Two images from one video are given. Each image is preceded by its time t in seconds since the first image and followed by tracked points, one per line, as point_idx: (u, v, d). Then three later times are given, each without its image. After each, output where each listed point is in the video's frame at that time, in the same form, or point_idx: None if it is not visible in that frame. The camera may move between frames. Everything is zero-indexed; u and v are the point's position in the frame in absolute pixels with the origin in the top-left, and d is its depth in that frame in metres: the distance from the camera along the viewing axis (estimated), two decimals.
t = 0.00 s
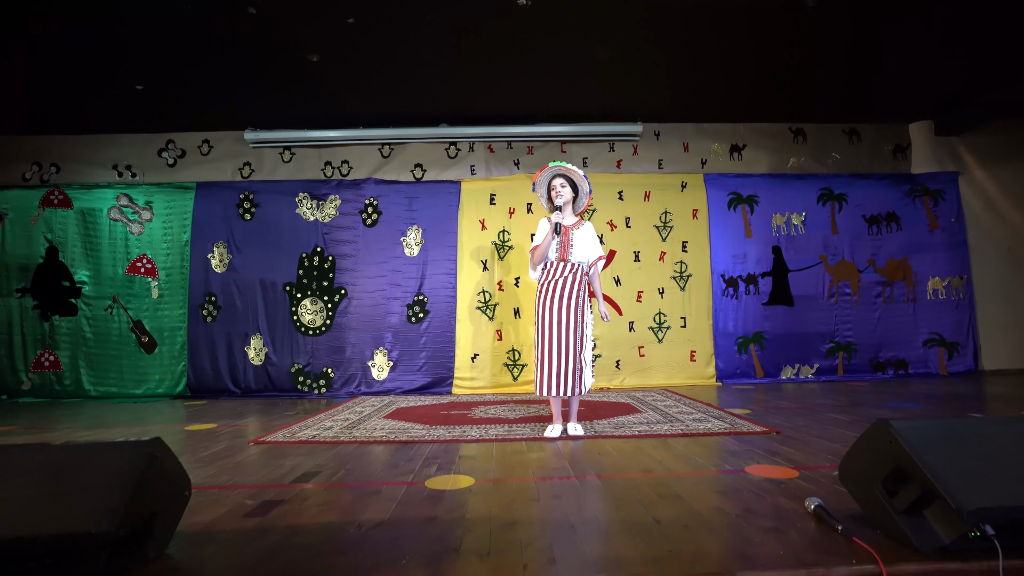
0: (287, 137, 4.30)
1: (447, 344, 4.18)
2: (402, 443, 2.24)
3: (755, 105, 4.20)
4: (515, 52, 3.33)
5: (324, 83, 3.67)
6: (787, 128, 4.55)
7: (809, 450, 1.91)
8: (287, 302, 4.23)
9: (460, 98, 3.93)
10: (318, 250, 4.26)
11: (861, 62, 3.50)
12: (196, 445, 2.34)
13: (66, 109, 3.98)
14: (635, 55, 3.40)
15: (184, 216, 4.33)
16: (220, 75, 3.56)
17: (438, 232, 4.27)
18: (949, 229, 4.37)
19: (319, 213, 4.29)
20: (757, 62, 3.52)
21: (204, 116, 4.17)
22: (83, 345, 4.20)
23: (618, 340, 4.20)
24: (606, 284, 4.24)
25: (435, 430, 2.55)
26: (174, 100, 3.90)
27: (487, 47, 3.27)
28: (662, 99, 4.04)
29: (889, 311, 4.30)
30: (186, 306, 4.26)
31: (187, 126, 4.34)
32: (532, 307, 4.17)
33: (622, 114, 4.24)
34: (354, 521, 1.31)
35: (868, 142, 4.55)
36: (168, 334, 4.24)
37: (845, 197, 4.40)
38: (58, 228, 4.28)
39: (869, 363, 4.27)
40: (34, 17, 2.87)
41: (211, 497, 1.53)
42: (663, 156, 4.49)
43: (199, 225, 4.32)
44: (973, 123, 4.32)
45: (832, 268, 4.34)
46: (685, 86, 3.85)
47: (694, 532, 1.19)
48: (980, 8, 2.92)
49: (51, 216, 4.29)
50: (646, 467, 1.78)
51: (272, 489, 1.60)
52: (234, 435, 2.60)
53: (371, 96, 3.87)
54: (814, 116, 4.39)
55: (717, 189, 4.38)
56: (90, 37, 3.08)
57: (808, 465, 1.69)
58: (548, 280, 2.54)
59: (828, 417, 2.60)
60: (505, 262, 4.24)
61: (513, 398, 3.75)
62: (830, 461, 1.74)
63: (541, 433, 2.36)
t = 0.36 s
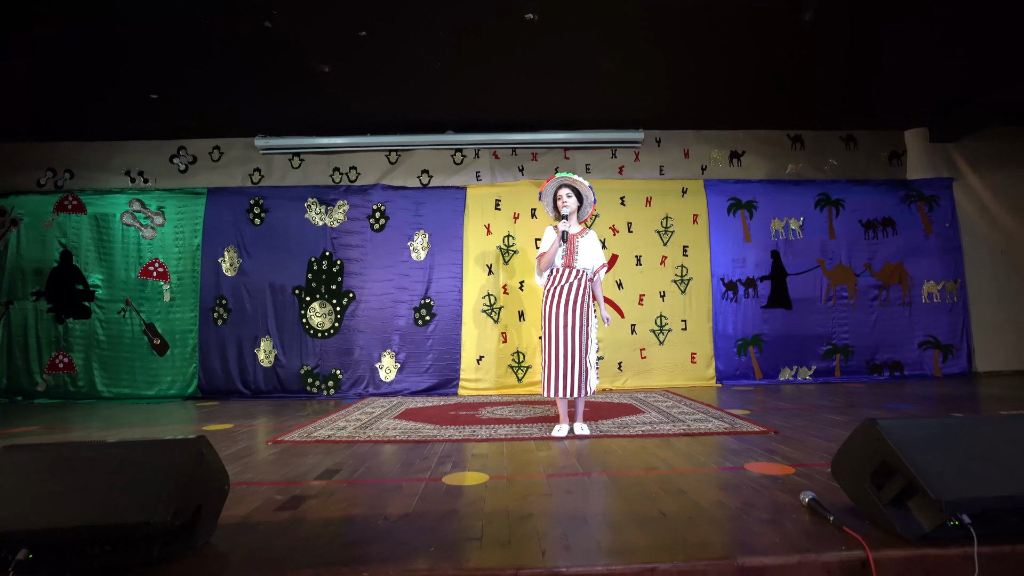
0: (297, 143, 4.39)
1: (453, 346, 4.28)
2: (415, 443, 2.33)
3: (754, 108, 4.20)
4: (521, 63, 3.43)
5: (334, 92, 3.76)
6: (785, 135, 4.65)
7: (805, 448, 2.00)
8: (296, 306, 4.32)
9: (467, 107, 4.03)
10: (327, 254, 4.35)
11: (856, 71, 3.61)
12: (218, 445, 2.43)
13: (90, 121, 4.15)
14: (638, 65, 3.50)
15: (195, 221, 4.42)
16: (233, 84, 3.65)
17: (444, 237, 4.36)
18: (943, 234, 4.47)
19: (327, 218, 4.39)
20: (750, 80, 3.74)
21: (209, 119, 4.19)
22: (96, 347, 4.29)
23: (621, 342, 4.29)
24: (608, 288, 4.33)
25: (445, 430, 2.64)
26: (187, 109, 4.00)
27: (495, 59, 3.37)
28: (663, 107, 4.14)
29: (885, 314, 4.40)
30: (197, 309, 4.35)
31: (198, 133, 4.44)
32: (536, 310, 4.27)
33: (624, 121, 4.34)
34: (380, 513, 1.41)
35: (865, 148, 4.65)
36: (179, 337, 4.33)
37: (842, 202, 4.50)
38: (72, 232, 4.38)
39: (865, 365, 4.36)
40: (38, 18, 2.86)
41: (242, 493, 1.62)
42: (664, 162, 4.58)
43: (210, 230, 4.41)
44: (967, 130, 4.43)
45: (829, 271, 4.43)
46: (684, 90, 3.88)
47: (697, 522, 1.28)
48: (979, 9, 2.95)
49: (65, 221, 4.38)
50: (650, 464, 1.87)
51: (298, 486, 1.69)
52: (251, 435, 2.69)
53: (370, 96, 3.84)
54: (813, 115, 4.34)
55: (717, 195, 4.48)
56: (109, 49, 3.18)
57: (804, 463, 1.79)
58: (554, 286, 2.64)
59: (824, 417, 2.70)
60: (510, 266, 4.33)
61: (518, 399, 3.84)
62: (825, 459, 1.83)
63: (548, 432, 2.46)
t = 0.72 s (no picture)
0: (302, 151, 4.51)
1: (455, 348, 4.39)
2: (421, 441, 2.45)
3: (748, 115, 4.32)
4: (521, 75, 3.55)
5: (339, 102, 3.88)
6: (779, 141, 4.77)
7: (791, 445, 2.12)
8: (302, 309, 4.43)
9: (468, 115, 4.15)
10: (332, 259, 4.46)
11: (844, 80, 3.73)
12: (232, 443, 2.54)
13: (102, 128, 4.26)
14: (634, 76, 3.61)
15: (204, 226, 4.54)
16: (241, 95, 3.77)
17: (446, 241, 4.48)
18: (933, 238, 4.59)
19: (333, 223, 4.50)
20: (744, 89, 3.85)
21: (217, 127, 4.29)
22: (107, 350, 4.40)
23: (619, 344, 4.40)
24: (606, 291, 4.44)
25: (449, 429, 2.75)
26: (196, 118, 4.11)
27: (495, 71, 3.49)
28: (659, 115, 4.26)
29: (876, 316, 4.51)
30: (205, 312, 4.46)
31: (207, 140, 4.55)
32: (536, 312, 4.38)
33: (621, 129, 4.46)
34: (393, 504, 1.53)
35: (856, 154, 4.77)
36: (188, 339, 4.44)
37: (834, 207, 4.62)
38: (83, 237, 4.49)
39: (857, 365, 4.48)
40: (52, 29, 2.95)
41: (261, 487, 1.74)
42: (660, 168, 4.70)
43: (218, 235, 4.52)
44: (955, 137, 4.55)
45: (822, 275, 4.55)
46: (680, 99, 4.00)
47: (685, 511, 1.40)
48: (964, 20, 3.05)
49: (76, 226, 4.50)
50: (645, 460, 1.99)
51: (313, 480, 1.80)
52: (263, 434, 2.81)
53: (374, 105, 3.95)
54: (811, 119, 4.40)
55: (712, 200, 4.60)
56: (125, 62, 3.29)
57: (788, 458, 1.90)
58: (553, 291, 2.76)
59: (813, 416, 2.81)
60: (510, 270, 4.44)
61: (518, 400, 3.95)
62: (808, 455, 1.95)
63: (549, 431, 2.57)
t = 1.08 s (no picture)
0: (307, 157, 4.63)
1: (456, 348, 4.51)
2: (424, 437, 2.57)
3: (740, 123, 4.45)
4: (519, 86, 3.68)
5: (343, 110, 4.01)
6: (771, 147, 4.89)
7: (774, 440, 2.24)
8: (307, 310, 4.55)
9: (468, 123, 4.27)
10: (336, 262, 4.58)
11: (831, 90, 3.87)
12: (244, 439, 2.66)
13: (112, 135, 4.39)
14: (628, 86, 3.74)
15: (211, 230, 4.66)
16: (249, 104, 3.90)
17: (447, 245, 4.60)
18: (920, 242, 4.72)
19: (336, 227, 4.63)
20: (735, 98, 3.99)
21: (224, 134, 4.42)
22: (117, 350, 4.52)
23: (615, 345, 4.53)
24: (603, 293, 4.57)
25: (451, 425, 2.88)
26: (205, 125, 4.24)
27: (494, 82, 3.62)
28: (653, 122, 4.39)
29: (865, 317, 4.64)
30: (212, 314, 4.58)
31: (214, 147, 4.68)
32: (534, 314, 4.51)
33: (617, 136, 4.59)
34: (400, 492, 1.65)
35: (846, 160, 4.90)
36: (195, 340, 4.56)
37: (824, 212, 4.75)
38: (93, 241, 4.62)
39: (846, 365, 4.60)
40: (69, 42, 3.08)
41: (276, 478, 1.86)
42: (656, 173, 4.82)
43: (224, 238, 4.64)
44: (942, 143, 4.68)
45: (812, 277, 4.68)
46: (673, 108, 4.13)
47: (669, 498, 1.53)
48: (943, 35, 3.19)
49: (86, 230, 4.62)
50: (636, 454, 2.11)
51: (324, 472, 1.93)
52: (272, 431, 2.93)
53: (377, 114, 4.08)
54: (801, 126, 4.53)
55: (705, 205, 4.73)
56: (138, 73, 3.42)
57: (769, 451, 2.03)
58: (551, 294, 2.88)
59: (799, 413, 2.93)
60: (509, 273, 4.57)
61: (517, 398, 4.07)
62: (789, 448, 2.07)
63: (546, 427, 2.70)
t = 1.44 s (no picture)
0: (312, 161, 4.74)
1: (457, 348, 4.62)
2: (428, 432, 2.69)
3: (734, 128, 4.57)
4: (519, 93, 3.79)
5: (348, 117, 4.11)
6: (764, 152, 5.01)
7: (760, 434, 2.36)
8: (311, 311, 4.66)
9: (469, 128, 4.38)
10: (340, 263, 4.70)
11: (822, 97, 3.99)
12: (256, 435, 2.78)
13: (123, 140, 4.50)
14: (625, 94, 3.86)
15: (218, 232, 4.77)
16: (257, 111, 4.01)
17: (448, 247, 4.72)
18: (910, 244, 4.84)
19: (341, 229, 4.74)
20: (728, 105, 4.11)
21: (232, 139, 4.53)
22: (126, 350, 4.63)
23: (612, 345, 4.65)
24: (600, 294, 4.69)
25: (453, 421, 3.00)
26: (213, 130, 4.35)
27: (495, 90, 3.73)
28: (650, 128, 4.50)
29: (856, 318, 4.76)
30: (219, 314, 4.69)
31: (221, 151, 4.79)
32: (533, 315, 4.62)
33: (614, 141, 4.71)
34: (408, 481, 1.77)
35: (838, 165, 5.01)
36: (203, 340, 4.67)
37: (817, 215, 4.87)
38: (103, 243, 4.73)
39: (838, 365, 4.72)
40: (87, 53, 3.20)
41: (290, 469, 1.97)
42: (652, 178, 4.92)
43: (231, 240, 4.76)
44: (930, 149, 4.80)
45: (805, 279, 4.79)
46: (668, 114, 4.24)
47: (658, 486, 1.64)
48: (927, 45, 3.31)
49: (97, 233, 4.74)
50: (629, 447, 2.23)
51: (335, 464, 2.04)
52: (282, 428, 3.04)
53: (381, 120, 4.19)
54: (793, 131, 4.65)
55: (701, 208, 4.85)
56: (149, 81, 3.52)
57: (755, 444, 2.15)
58: (551, 296, 2.98)
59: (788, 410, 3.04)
60: (509, 274, 4.68)
61: (517, 396, 4.18)
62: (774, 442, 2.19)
63: (545, 423, 2.82)
